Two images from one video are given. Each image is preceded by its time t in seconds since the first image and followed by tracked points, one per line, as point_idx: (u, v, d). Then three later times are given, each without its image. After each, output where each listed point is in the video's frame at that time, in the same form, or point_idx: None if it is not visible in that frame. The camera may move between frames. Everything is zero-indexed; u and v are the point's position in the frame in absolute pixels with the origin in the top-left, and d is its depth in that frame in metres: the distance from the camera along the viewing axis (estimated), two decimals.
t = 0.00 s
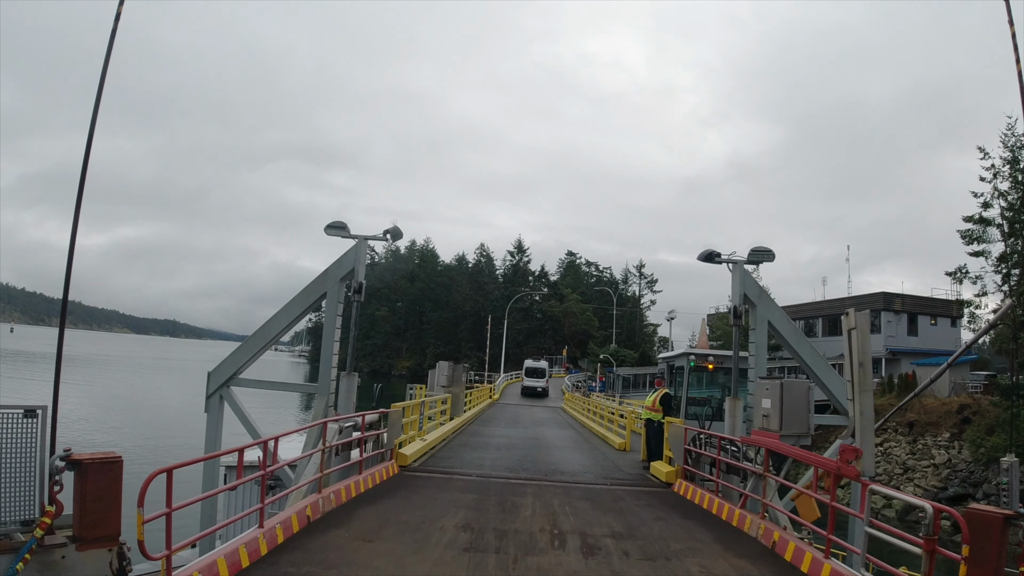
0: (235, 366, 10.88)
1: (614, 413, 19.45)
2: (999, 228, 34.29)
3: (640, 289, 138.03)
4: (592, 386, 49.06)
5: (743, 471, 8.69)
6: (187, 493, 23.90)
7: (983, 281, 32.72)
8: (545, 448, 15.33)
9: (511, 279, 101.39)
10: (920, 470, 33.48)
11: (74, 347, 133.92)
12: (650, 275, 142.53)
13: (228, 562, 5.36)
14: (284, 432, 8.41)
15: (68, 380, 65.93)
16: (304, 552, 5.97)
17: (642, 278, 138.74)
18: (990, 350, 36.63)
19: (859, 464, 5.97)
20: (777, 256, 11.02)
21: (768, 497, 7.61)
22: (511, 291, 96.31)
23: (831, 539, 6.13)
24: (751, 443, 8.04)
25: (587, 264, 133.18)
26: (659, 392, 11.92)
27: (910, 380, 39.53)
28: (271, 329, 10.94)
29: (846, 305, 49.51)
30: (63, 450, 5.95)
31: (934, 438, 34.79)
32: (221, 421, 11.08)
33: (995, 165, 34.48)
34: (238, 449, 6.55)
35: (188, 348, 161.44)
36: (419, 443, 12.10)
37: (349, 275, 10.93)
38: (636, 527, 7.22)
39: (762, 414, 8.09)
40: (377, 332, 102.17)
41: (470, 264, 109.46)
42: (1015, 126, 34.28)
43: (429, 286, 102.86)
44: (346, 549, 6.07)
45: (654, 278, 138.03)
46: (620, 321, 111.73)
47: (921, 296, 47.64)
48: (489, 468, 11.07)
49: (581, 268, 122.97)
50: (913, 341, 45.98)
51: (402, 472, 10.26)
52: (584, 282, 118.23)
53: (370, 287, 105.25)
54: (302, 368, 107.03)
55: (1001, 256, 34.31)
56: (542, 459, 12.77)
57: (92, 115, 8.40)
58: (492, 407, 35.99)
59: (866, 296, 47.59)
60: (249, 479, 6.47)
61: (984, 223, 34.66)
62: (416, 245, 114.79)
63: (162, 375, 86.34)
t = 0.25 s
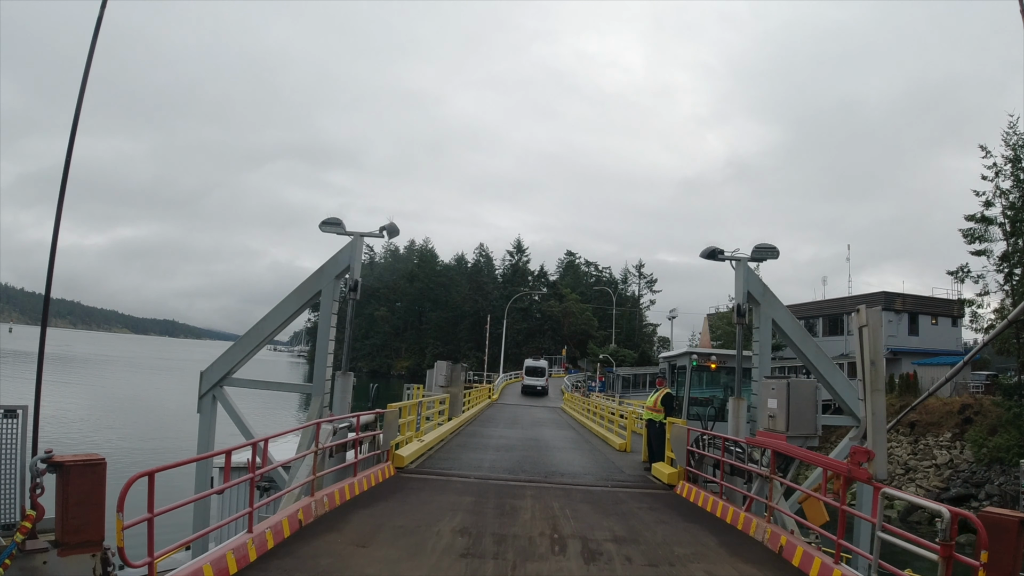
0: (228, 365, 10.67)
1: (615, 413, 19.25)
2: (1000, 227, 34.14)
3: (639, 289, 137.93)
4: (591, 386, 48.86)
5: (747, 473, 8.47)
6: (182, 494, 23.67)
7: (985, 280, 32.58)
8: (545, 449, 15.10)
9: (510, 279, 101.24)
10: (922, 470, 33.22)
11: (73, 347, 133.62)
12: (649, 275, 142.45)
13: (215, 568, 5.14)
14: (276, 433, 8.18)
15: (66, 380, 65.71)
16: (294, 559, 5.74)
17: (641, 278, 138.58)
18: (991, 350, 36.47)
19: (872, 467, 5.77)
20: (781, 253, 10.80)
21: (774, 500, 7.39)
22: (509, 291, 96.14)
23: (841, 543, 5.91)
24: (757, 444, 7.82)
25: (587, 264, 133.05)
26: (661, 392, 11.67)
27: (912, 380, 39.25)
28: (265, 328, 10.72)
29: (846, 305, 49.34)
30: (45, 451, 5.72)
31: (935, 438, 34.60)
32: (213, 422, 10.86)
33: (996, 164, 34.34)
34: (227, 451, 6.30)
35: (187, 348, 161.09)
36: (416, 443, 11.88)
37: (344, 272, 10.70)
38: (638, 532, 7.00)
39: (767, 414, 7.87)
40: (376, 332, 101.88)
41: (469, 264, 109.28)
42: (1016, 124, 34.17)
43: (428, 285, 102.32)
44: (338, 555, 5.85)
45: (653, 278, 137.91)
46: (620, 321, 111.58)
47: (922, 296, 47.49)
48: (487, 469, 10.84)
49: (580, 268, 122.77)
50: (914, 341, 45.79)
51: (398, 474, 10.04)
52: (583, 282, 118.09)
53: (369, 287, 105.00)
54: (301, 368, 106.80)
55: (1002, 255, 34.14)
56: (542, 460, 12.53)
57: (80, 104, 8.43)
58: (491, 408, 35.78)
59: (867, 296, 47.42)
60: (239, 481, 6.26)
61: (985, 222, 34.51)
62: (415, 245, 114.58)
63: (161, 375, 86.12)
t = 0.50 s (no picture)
0: (222, 364, 10.45)
1: (615, 413, 19.01)
2: (1003, 225, 33.97)
3: (638, 289, 137.77)
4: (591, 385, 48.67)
5: (754, 474, 8.25)
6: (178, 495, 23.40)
7: (988, 278, 32.37)
8: (545, 449, 14.88)
9: (510, 278, 101.08)
10: (924, 469, 32.97)
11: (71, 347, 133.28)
12: (648, 275, 142.28)
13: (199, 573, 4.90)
14: (269, 433, 7.93)
15: (64, 380, 65.53)
16: (286, 564, 5.51)
17: (641, 277, 138.40)
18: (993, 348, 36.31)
19: (886, 469, 5.57)
20: (786, 249, 10.58)
21: (783, 502, 7.17)
22: (509, 291, 96.01)
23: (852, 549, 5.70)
24: (762, 443, 7.62)
25: (586, 264, 132.98)
26: (664, 390, 11.45)
27: (914, 380, 39.17)
28: (259, 326, 10.50)
29: (846, 304, 49.13)
30: (28, 452, 5.52)
31: (937, 438, 34.39)
32: (207, 421, 10.63)
33: (998, 162, 34.19)
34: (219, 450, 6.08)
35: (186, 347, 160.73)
36: (414, 444, 11.66)
37: (340, 269, 10.47)
38: (643, 535, 6.78)
39: (775, 413, 7.63)
40: (375, 331, 101.62)
41: (469, 263, 109.08)
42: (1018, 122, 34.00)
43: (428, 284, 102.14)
44: (330, 560, 5.61)
45: (652, 277, 137.74)
46: (620, 321, 111.38)
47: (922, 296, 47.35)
48: (487, 470, 10.61)
49: (580, 267, 122.57)
50: (915, 340, 45.64)
51: (396, 475, 9.83)
52: (583, 282, 117.88)
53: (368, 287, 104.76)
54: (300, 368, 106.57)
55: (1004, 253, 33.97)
56: (542, 461, 12.29)
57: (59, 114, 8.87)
58: (490, 407, 35.55)
59: (867, 295, 47.23)
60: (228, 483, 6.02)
61: (987, 220, 34.34)
62: (414, 245, 114.33)
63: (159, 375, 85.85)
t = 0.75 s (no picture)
0: (216, 361, 10.22)
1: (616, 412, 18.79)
2: (1005, 222, 33.80)
3: (638, 287, 137.60)
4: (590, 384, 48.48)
5: (761, 474, 8.03)
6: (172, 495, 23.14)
7: (990, 275, 32.16)
8: (545, 449, 14.66)
9: (509, 277, 100.84)
10: (926, 469, 32.77)
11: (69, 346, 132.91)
12: (647, 273, 142.09)
13: None
14: (264, 432, 7.73)
15: (63, 379, 65.27)
16: (277, 569, 5.29)
17: (640, 275, 138.12)
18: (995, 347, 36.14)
19: (902, 469, 5.38)
20: (792, 244, 10.37)
21: (791, 503, 6.95)
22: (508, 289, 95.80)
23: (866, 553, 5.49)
24: (769, 443, 7.42)
25: (586, 262, 132.77)
26: (666, 389, 11.24)
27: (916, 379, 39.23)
28: (253, 323, 10.28)
29: (847, 302, 48.96)
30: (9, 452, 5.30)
31: (939, 437, 34.22)
32: (200, 420, 10.41)
33: (1001, 159, 34.01)
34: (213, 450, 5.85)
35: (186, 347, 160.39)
36: (412, 443, 11.45)
37: (336, 264, 10.26)
38: (647, 537, 6.56)
39: (782, 412, 7.43)
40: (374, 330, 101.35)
41: (468, 262, 108.82)
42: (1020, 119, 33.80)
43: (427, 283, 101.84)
44: (323, 565, 5.39)
45: (652, 276, 137.54)
46: (619, 320, 111.17)
47: (923, 294, 47.19)
48: (486, 470, 10.40)
49: (579, 266, 122.31)
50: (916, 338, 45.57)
51: (393, 475, 9.62)
52: (582, 280, 117.64)
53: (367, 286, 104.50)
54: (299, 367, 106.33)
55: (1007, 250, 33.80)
56: (543, 461, 12.08)
57: (57, 49, 7.41)
58: (489, 406, 35.33)
59: (868, 294, 47.09)
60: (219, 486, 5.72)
61: (989, 217, 34.18)
62: (413, 244, 114.06)
63: (158, 374, 85.55)
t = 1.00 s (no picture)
0: (210, 359, 10.01)
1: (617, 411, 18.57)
2: (1007, 220, 33.59)
3: (638, 286, 137.34)
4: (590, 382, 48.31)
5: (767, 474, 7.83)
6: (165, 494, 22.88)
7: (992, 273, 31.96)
8: (546, 448, 14.45)
9: (508, 275, 100.63)
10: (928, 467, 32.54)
11: (68, 345, 132.74)
12: (647, 271, 141.86)
13: None
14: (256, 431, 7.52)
15: (62, 378, 65.05)
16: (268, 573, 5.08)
17: (640, 274, 137.83)
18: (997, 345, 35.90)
19: (919, 469, 5.18)
20: (797, 239, 10.15)
21: (801, 504, 6.74)
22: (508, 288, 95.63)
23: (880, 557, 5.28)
24: (776, 441, 7.20)
25: (585, 261, 132.52)
26: (669, 387, 11.02)
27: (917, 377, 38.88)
28: (248, 320, 10.08)
29: (849, 300, 48.72)
30: None
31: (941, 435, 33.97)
32: (194, 419, 10.19)
33: (1004, 156, 33.80)
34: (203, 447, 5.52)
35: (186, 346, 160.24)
36: (411, 442, 11.24)
37: (332, 260, 10.04)
38: (652, 540, 6.35)
39: (790, 411, 7.21)
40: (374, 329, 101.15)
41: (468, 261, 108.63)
42: None
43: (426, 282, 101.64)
44: (315, 570, 5.16)
45: (652, 274, 137.30)
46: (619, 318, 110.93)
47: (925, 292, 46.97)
48: (485, 470, 10.18)
49: (579, 264, 122.06)
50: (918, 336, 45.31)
51: (391, 475, 9.40)
52: (582, 279, 117.40)
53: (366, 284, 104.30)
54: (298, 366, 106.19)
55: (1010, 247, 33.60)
56: (543, 461, 11.85)
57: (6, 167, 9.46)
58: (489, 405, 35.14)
59: (869, 291, 46.86)
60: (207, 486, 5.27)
61: (992, 214, 33.97)
62: (412, 242, 113.85)
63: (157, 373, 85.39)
